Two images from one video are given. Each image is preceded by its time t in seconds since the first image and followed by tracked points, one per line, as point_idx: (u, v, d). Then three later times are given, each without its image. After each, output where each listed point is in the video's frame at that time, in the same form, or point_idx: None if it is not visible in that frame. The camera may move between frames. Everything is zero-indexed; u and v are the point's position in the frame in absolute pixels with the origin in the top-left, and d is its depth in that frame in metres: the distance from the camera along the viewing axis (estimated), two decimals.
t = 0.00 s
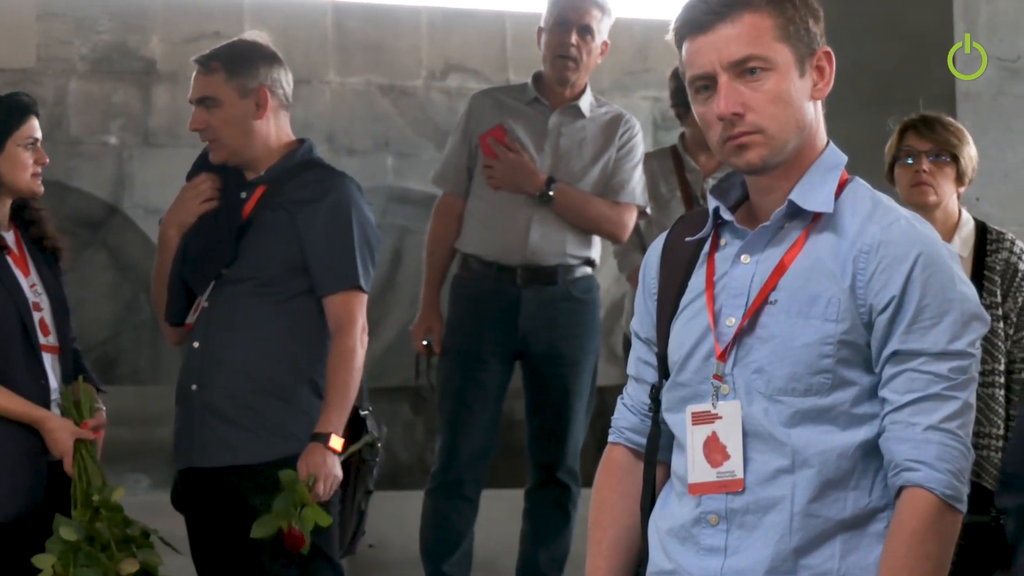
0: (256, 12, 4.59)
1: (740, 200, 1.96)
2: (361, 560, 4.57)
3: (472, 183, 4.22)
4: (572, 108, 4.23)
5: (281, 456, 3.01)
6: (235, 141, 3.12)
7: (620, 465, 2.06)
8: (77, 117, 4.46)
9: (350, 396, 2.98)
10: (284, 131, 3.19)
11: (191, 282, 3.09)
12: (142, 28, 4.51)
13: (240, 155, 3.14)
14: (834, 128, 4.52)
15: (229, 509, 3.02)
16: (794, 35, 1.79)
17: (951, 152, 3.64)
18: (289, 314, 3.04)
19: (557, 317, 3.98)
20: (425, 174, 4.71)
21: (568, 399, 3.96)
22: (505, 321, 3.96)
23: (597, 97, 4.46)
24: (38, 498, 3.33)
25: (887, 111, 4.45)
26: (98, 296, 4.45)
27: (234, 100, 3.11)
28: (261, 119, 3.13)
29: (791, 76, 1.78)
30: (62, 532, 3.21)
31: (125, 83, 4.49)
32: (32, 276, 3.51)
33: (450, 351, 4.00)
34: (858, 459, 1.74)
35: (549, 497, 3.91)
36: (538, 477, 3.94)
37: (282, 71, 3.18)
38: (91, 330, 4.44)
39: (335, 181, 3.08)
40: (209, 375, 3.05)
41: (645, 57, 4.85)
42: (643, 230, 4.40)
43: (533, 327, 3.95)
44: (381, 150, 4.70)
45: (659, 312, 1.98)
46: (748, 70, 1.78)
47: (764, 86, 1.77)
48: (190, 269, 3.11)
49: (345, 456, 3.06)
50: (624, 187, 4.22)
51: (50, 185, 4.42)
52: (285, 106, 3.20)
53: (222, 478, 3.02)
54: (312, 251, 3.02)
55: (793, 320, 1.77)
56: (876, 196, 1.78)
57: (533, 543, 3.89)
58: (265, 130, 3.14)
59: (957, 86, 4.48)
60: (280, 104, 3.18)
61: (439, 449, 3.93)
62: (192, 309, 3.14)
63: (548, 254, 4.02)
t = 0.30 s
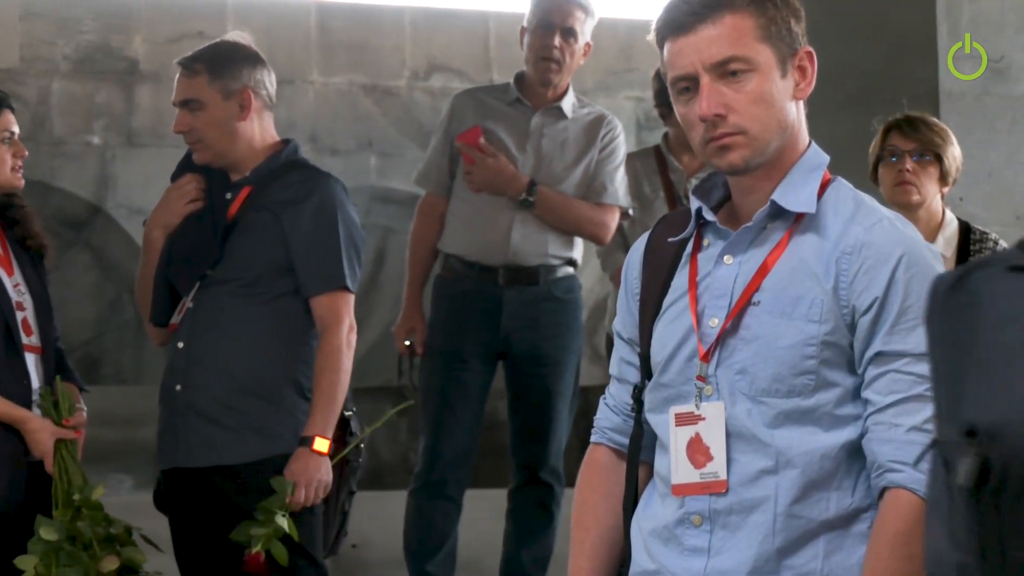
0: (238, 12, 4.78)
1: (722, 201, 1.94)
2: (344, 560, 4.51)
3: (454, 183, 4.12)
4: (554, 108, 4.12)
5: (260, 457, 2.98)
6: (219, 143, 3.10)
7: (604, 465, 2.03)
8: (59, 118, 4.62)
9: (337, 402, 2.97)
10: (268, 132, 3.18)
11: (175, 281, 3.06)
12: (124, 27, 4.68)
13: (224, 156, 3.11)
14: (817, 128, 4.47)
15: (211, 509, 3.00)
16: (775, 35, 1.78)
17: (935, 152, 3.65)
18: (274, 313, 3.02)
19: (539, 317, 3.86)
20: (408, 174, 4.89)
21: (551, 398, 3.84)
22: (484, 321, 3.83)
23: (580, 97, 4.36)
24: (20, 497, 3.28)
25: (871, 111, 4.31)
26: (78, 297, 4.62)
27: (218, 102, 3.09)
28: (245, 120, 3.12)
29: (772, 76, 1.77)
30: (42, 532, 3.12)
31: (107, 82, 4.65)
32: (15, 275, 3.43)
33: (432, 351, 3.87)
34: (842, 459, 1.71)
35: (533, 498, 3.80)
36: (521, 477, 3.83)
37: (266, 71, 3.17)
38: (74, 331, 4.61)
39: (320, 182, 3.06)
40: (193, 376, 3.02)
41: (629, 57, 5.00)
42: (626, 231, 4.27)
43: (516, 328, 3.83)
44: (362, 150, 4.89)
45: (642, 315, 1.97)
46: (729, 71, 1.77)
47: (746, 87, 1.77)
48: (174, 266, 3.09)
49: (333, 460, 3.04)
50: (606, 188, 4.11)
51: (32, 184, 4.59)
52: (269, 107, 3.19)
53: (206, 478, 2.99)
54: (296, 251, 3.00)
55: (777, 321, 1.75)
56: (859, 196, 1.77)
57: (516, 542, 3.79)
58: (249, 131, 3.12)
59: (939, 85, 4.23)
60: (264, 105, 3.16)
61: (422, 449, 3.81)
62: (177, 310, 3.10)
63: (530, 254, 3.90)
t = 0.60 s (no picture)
0: (223, 12, 4.81)
1: (704, 201, 1.91)
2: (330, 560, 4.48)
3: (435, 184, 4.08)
4: (535, 108, 4.11)
5: (247, 456, 2.99)
6: (205, 144, 3.10)
7: (586, 465, 2.00)
8: (45, 118, 4.66)
9: (323, 399, 2.98)
10: (254, 133, 3.18)
11: (160, 280, 3.04)
12: (109, 28, 4.71)
13: (210, 158, 3.11)
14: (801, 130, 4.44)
15: (196, 509, 3.00)
16: (757, 36, 1.76)
17: (918, 152, 3.66)
18: (260, 314, 3.02)
19: (521, 317, 3.85)
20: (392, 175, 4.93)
21: (535, 398, 3.84)
22: (466, 321, 3.82)
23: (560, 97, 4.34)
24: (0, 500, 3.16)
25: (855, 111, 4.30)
26: (64, 296, 4.65)
27: (204, 102, 3.08)
28: (230, 122, 3.11)
29: (754, 78, 1.75)
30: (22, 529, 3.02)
31: (92, 83, 4.69)
32: None
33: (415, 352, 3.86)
34: (825, 460, 1.69)
35: (516, 498, 3.79)
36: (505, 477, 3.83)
37: (251, 72, 3.17)
38: (59, 330, 4.65)
39: (307, 183, 3.07)
40: (179, 377, 3.02)
41: (613, 57, 5.04)
42: (609, 230, 4.31)
43: (497, 328, 3.82)
44: (347, 150, 4.93)
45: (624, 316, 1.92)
46: (711, 73, 1.75)
47: (728, 88, 1.74)
48: (159, 267, 3.06)
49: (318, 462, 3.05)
50: (587, 189, 4.11)
51: (17, 184, 4.64)
52: (254, 108, 3.18)
53: (191, 479, 3.00)
54: (283, 253, 3.00)
55: (760, 322, 1.71)
56: (841, 197, 1.74)
57: (500, 543, 3.78)
58: (235, 133, 3.12)
59: (924, 86, 4.24)
60: (249, 106, 3.16)
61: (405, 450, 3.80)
62: (161, 310, 3.08)
63: (512, 255, 3.89)
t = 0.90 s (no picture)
0: (207, 13, 4.86)
1: (684, 202, 1.92)
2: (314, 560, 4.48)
3: (411, 185, 4.08)
4: (511, 109, 4.10)
5: (226, 458, 2.99)
6: (189, 146, 3.09)
7: (567, 465, 2.00)
8: (28, 118, 4.74)
9: (312, 395, 2.99)
10: (237, 134, 3.17)
11: (144, 281, 3.05)
12: (92, 29, 4.78)
13: (193, 160, 3.11)
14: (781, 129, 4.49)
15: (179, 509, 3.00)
16: (735, 37, 1.76)
17: (901, 152, 3.66)
18: (244, 315, 3.03)
19: (502, 317, 3.84)
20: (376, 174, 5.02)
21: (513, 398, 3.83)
22: (446, 321, 3.81)
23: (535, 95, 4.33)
24: None
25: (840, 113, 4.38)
26: (46, 297, 4.75)
27: (188, 105, 3.08)
28: (214, 123, 3.11)
29: (733, 78, 1.75)
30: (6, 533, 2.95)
31: (74, 83, 4.76)
32: None
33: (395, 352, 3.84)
34: (805, 460, 1.69)
35: (496, 498, 3.80)
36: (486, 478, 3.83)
37: (234, 73, 3.16)
38: (41, 331, 4.75)
39: (291, 183, 3.06)
40: (162, 377, 3.03)
41: (597, 57, 5.10)
42: (592, 229, 4.26)
43: (477, 329, 3.81)
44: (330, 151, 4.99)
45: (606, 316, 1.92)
46: (690, 75, 1.75)
47: (707, 90, 1.74)
48: (144, 268, 3.07)
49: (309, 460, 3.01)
50: (565, 188, 4.09)
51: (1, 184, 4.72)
52: (238, 109, 3.18)
53: (175, 479, 3.00)
54: (267, 253, 3.00)
55: (741, 323, 1.71)
56: (821, 197, 1.74)
57: (482, 543, 3.79)
58: (219, 134, 3.11)
59: (908, 86, 4.34)
60: (233, 107, 3.15)
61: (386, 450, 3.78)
62: (147, 311, 3.07)
63: (491, 256, 3.87)
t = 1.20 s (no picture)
0: (187, 13, 4.99)
1: (662, 202, 1.91)
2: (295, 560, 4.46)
3: (374, 185, 4.06)
4: (472, 106, 4.11)
5: (207, 459, 2.99)
6: (168, 145, 3.09)
7: (546, 466, 2.00)
8: (9, 120, 4.87)
9: (293, 390, 2.98)
10: (216, 133, 3.17)
11: (126, 281, 3.06)
12: (74, 29, 4.89)
13: (171, 160, 3.11)
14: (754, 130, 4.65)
15: (164, 508, 3.01)
16: (706, 38, 1.75)
17: (884, 152, 3.65)
18: (226, 315, 3.02)
19: (473, 315, 3.83)
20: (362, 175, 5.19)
21: (486, 398, 3.81)
22: (421, 321, 3.79)
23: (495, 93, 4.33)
24: None
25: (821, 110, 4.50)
26: (28, 297, 4.87)
27: (166, 104, 3.08)
28: (193, 123, 3.11)
29: (704, 80, 1.74)
30: None
31: (56, 85, 4.89)
32: None
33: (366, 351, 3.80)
34: (781, 460, 1.68)
35: (474, 496, 3.77)
36: (464, 478, 3.79)
37: (212, 73, 3.16)
38: (23, 333, 4.87)
39: (271, 183, 3.06)
40: (143, 377, 3.02)
41: (578, 58, 5.27)
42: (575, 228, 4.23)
43: (450, 327, 3.79)
44: (313, 151, 5.10)
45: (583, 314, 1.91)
46: (661, 76, 1.74)
47: (678, 92, 1.73)
48: (126, 269, 3.08)
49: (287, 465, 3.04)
50: (530, 185, 4.13)
51: None
52: (217, 109, 3.18)
53: (159, 479, 3.00)
54: (248, 253, 3.01)
55: (716, 323, 1.71)
56: (795, 197, 1.74)
57: (460, 544, 3.76)
58: (197, 134, 3.11)
59: (890, 86, 4.31)
60: (211, 107, 3.15)
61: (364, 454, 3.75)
62: (127, 311, 3.09)
63: (462, 254, 3.88)
